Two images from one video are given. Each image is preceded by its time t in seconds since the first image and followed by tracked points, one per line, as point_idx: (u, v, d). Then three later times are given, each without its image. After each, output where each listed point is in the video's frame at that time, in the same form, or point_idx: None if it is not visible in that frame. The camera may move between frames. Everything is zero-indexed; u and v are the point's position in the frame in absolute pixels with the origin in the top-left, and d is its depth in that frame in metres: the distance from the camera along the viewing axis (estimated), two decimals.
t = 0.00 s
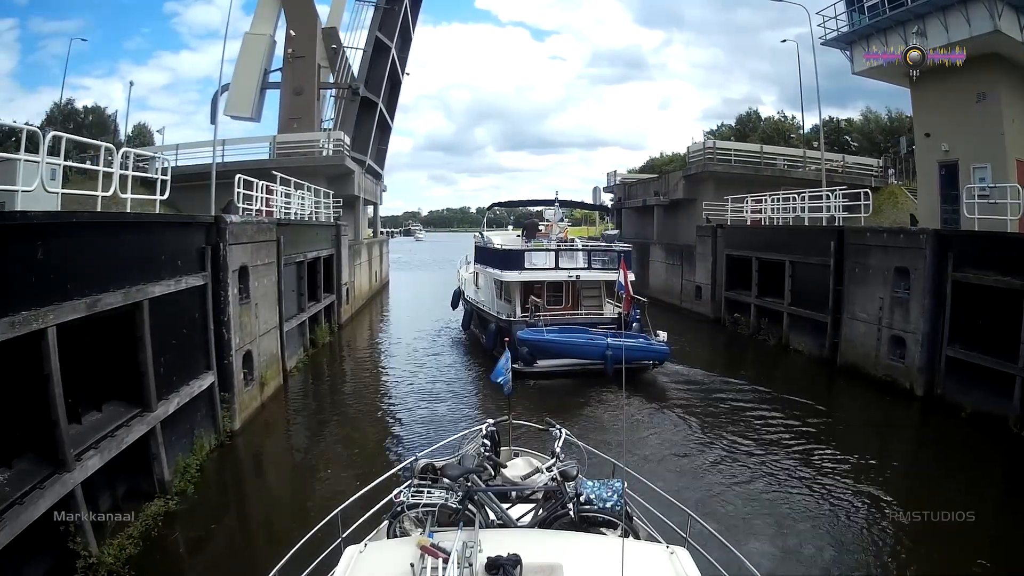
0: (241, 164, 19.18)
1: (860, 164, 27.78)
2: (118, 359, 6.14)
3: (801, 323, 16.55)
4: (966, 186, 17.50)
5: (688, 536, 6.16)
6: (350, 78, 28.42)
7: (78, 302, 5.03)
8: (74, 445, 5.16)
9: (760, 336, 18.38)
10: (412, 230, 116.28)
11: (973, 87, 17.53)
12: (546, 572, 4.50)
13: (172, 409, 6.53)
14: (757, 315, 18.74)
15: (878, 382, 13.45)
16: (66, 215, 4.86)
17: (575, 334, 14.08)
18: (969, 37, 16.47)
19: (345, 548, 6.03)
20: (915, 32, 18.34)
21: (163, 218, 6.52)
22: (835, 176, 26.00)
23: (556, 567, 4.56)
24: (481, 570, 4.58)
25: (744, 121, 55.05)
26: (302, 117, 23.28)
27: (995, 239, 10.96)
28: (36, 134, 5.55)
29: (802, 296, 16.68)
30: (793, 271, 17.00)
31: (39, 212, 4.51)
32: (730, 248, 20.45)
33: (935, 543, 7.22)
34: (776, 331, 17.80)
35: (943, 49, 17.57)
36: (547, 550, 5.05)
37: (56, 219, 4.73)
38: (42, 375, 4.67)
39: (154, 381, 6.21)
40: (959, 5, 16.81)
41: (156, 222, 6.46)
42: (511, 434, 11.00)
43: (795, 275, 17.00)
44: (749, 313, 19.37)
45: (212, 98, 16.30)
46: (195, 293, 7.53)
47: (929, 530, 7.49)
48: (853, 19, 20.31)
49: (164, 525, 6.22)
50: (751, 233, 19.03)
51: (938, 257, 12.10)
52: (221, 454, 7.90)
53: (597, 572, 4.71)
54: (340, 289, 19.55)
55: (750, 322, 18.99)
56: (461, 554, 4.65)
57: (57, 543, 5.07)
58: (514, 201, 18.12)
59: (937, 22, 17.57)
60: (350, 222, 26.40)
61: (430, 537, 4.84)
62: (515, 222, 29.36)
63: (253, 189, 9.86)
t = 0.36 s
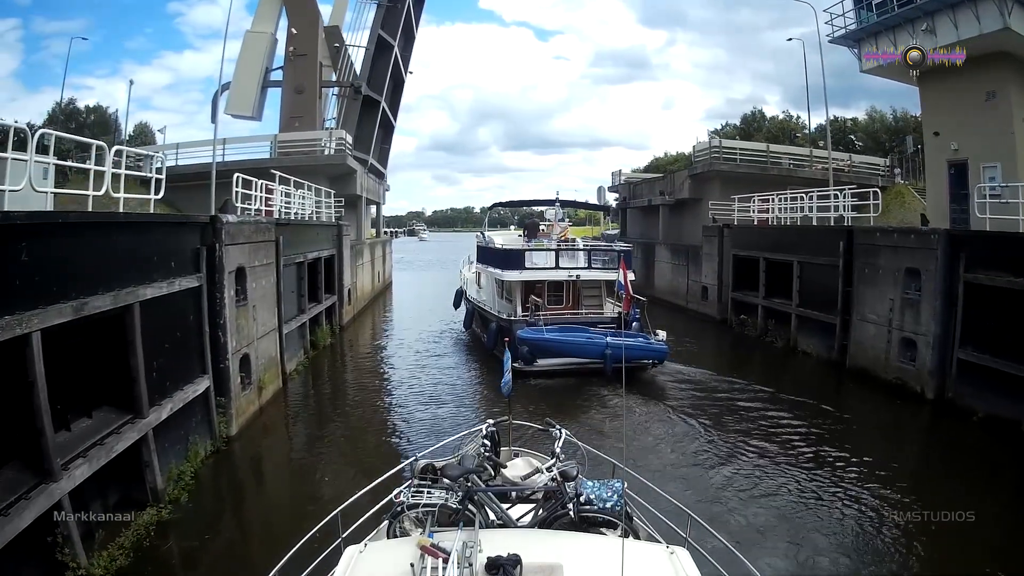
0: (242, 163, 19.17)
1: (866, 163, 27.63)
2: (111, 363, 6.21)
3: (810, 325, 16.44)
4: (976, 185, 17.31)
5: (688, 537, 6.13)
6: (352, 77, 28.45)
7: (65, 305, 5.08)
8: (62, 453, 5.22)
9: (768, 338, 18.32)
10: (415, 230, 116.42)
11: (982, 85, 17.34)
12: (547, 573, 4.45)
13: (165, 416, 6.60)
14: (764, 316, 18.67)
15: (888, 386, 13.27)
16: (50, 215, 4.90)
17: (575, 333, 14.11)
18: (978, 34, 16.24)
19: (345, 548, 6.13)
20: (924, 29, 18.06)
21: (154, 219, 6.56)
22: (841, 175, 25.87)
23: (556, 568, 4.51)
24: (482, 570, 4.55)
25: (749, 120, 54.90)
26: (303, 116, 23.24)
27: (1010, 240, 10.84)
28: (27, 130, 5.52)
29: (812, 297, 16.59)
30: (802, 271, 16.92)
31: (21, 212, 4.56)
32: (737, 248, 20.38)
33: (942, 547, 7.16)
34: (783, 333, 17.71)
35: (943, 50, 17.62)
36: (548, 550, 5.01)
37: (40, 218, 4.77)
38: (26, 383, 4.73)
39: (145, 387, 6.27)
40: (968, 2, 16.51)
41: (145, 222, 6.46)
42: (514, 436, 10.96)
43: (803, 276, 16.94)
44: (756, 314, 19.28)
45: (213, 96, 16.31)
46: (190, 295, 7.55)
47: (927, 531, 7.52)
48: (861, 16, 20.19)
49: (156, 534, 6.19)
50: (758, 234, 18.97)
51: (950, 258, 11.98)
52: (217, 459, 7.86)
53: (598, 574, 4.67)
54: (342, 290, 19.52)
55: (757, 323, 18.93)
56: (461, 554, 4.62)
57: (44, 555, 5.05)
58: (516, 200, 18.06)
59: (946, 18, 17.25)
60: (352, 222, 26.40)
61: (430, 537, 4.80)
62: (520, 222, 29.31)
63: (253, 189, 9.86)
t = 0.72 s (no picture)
0: (243, 163, 19.20)
1: (873, 162, 27.46)
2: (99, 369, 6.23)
3: (820, 327, 16.30)
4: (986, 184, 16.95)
5: (688, 536, 6.11)
6: (354, 75, 28.53)
7: (50, 311, 5.10)
8: (48, 465, 5.25)
9: (777, 339, 18.23)
10: (420, 231, 116.66)
11: (992, 82, 17.09)
12: (546, 573, 4.43)
13: (157, 423, 6.62)
14: (773, 318, 18.60)
15: (899, 388, 13.09)
16: (32, 217, 4.93)
17: (574, 331, 14.18)
18: (988, 29, 15.87)
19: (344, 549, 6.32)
20: (933, 25, 17.81)
21: (141, 222, 6.56)
22: (848, 174, 25.69)
23: (556, 568, 4.49)
24: (482, 570, 4.53)
25: (754, 119, 54.75)
26: (304, 115, 23.26)
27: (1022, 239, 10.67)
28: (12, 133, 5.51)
29: (820, 298, 16.46)
30: (810, 272, 16.79)
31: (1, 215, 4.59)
32: (744, 249, 20.32)
33: (946, 548, 7.12)
34: (792, 335, 17.61)
35: (943, 49, 17.64)
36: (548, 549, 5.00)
37: (15, 221, 4.76)
38: (9, 392, 4.75)
39: (135, 395, 6.29)
40: None
41: (133, 224, 6.47)
42: (515, 436, 10.93)
43: (813, 276, 16.81)
44: (765, 315, 19.19)
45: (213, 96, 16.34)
46: (183, 298, 7.57)
47: (927, 530, 7.53)
48: (868, 12, 20.14)
49: (147, 546, 6.19)
50: (766, 233, 18.91)
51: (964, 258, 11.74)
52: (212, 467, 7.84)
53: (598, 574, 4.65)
54: (344, 291, 19.50)
55: (765, 324, 18.85)
56: (461, 555, 4.60)
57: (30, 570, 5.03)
58: (518, 200, 18.05)
59: (957, 15, 16.96)
60: (353, 223, 26.43)
61: (430, 537, 4.79)
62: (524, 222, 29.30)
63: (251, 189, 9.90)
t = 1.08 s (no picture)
0: (244, 163, 19.29)
1: (880, 160, 27.22)
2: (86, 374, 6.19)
3: (827, 327, 16.12)
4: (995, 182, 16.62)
5: (688, 536, 6.09)
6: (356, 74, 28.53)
7: (30, 317, 5.05)
8: (32, 478, 5.22)
9: (785, 340, 18.10)
10: (424, 231, 116.84)
11: (1000, 79, 16.81)
12: (547, 573, 4.41)
13: (147, 431, 6.59)
14: (780, 318, 18.48)
15: (910, 389, 12.67)
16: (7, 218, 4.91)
17: (573, 330, 14.21)
18: (998, 25, 15.41)
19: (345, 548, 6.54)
20: (942, 20, 17.37)
21: (128, 222, 6.52)
22: (855, 172, 25.44)
23: (557, 568, 4.47)
24: (482, 570, 4.52)
25: (758, 117, 54.53)
26: (304, 114, 23.29)
27: None
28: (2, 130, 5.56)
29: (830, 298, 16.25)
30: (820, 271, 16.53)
31: None
32: (752, 248, 20.24)
33: (951, 550, 7.12)
34: (800, 335, 17.47)
35: (943, 50, 17.64)
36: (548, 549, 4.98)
37: None
38: None
39: (123, 404, 6.27)
40: None
41: (121, 226, 6.45)
42: (517, 437, 10.88)
43: (822, 276, 16.65)
44: (772, 315, 19.03)
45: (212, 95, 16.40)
46: (175, 300, 7.56)
47: (928, 531, 7.53)
48: (876, 8, 19.72)
49: (137, 559, 6.18)
50: (775, 232, 18.81)
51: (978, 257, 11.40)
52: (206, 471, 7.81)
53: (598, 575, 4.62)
54: (344, 293, 19.44)
55: (773, 325, 18.71)
56: (462, 554, 4.58)
57: None
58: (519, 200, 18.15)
59: (965, 11, 16.55)
60: (356, 222, 26.38)
61: (431, 537, 4.78)
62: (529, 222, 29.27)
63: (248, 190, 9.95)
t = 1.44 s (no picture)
0: (244, 163, 19.38)
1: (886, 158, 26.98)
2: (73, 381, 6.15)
3: (836, 328, 15.88)
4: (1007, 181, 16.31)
5: (688, 536, 6.05)
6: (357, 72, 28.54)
7: (12, 324, 5.01)
8: (15, 491, 5.18)
9: (793, 340, 17.89)
10: (428, 231, 116.93)
11: (1011, 75, 16.53)
12: (547, 573, 4.37)
13: (135, 440, 6.56)
14: (788, 319, 18.29)
15: (922, 394, 12.36)
16: None
17: (572, 329, 14.20)
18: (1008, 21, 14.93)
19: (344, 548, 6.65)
20: (951, 16, 16.76)
21: (115, 223, 6.48)
22: (862, 170, 25.21)
23: (557, 568, 4.42)
24: (483, 570, 4.48)
25: (762, 116, 54.29)
26: (304, 113, 23.31)
27: None
28: None
29: (839, 299, 15.99)
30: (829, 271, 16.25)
31: None
32: (758, 248, 20.13)
33: (956, 552, 7.11)
34: (808, 336, 17.27)
35: (944, 50, 17.41)
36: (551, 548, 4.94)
37: None
38: None
39: (111, 413, 6.23)
40: None
41: (108, 228, 6.43)
42: (517, 437, 10.83)
43: (830, 276, 16.34)
44: (780, 316, 18.87)
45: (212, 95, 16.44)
46: (166, 304, 7.56)
47: (929, 532, 7.55)
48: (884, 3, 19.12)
49: (126, 573, 6.13)
50: (782, 232, 18.66)
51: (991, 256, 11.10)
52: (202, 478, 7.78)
53: None
54: (344, 294, 19.41)
55: (781, 326, 18.56)
56: (462, 554, 4.55)
57: None
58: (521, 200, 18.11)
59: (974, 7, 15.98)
60: (357, 222, 26.60)
61: (430, 537, 4.74)
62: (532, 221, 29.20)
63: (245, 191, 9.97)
